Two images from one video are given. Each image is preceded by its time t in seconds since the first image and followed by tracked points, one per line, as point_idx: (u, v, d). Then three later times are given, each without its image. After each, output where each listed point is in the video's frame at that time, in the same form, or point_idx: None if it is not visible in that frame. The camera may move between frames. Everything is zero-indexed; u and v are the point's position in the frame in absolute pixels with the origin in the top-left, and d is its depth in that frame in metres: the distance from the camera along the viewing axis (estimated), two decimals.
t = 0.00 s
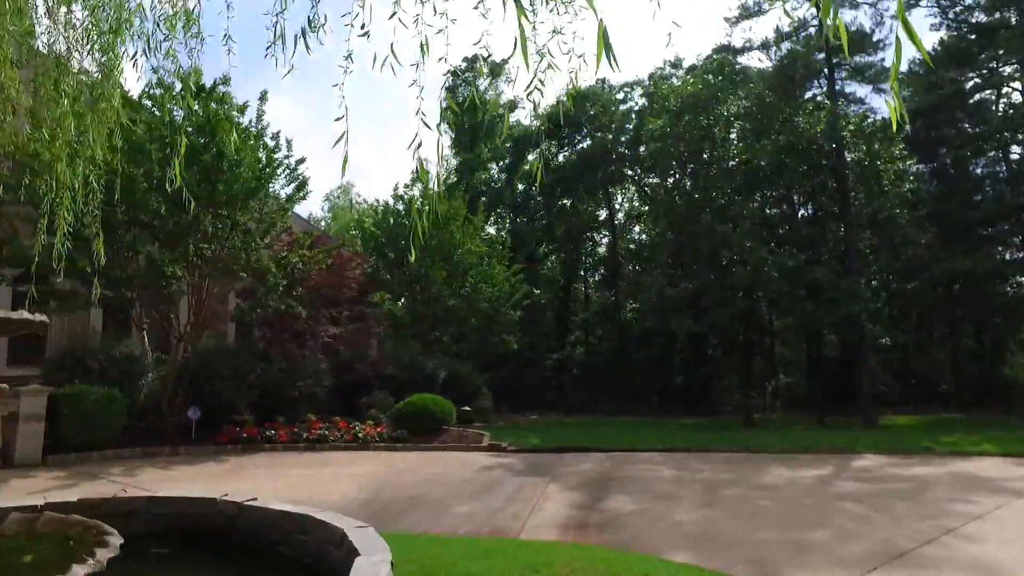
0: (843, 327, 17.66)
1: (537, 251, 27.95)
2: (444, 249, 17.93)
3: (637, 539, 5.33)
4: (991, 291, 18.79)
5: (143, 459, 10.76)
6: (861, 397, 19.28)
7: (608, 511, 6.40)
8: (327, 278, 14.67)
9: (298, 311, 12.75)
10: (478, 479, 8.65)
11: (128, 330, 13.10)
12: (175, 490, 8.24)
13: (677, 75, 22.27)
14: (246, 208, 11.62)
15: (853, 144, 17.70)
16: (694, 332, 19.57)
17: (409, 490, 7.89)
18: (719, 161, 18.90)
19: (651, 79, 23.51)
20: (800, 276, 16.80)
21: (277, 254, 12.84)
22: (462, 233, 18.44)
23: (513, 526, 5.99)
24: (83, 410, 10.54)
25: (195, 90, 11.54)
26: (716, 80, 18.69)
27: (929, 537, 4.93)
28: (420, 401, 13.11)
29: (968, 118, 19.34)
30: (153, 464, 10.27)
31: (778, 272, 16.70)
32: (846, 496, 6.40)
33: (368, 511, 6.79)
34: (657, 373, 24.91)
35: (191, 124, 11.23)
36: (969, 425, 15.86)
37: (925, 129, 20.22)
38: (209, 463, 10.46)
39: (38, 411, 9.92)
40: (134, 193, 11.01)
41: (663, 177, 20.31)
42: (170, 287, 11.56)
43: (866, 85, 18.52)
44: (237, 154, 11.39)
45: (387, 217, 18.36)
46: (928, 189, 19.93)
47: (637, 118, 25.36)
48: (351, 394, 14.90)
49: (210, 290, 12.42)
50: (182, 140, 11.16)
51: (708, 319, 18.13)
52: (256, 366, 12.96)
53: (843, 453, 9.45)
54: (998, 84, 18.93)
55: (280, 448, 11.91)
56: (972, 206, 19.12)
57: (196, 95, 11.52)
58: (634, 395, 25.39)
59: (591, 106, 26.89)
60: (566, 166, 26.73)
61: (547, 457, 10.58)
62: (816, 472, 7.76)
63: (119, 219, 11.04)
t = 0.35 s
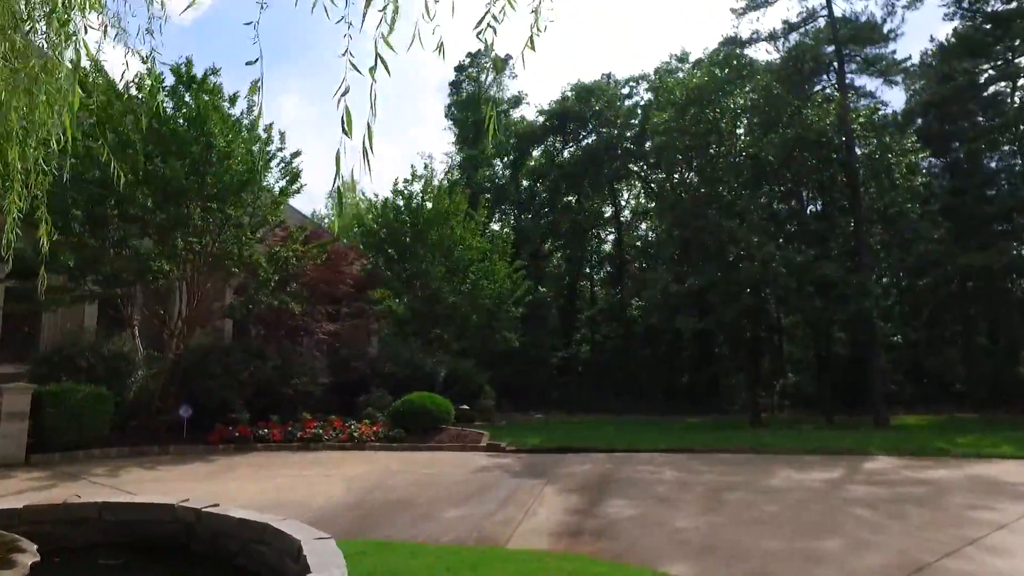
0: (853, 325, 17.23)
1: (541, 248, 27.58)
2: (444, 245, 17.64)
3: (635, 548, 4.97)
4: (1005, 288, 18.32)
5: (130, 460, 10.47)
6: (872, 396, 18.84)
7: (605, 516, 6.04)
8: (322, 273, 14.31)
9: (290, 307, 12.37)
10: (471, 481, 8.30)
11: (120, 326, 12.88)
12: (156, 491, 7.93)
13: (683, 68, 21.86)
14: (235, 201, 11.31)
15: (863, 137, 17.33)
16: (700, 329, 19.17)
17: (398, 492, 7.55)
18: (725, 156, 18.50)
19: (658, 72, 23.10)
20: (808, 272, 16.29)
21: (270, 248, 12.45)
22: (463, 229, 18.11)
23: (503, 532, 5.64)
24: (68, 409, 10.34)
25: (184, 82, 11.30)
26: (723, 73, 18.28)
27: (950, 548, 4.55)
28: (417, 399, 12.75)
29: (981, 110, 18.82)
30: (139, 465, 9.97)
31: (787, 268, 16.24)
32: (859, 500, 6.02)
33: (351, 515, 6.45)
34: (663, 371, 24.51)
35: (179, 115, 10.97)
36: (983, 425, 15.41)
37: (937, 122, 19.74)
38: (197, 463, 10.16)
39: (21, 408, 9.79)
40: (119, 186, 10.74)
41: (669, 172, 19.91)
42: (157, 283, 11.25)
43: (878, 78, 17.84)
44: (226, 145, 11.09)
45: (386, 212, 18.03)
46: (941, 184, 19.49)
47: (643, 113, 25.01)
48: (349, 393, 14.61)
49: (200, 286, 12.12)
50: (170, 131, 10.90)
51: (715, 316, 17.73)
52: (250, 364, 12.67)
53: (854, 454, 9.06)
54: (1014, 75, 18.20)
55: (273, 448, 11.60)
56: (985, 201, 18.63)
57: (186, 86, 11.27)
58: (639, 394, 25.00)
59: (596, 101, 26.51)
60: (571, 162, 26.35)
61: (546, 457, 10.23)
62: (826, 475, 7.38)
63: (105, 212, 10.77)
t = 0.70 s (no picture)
0: (866, 322, 16.79)
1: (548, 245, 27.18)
2: (446, 240, 17.28)
3: (635, 557, 4.63)
4: None
5: (119, 460, 10.19)
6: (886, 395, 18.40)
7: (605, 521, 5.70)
8: (320, 267, 14.02)
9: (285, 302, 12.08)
10: (468, 482, 7.96)
11: (114, 322, 12.61)
12: (138, 493, 7.61)
13: (692, 61, 21.41)
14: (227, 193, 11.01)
15: (877, 130, 16.77)
16: (708, 326, 18.76)
17: (391, 494, 7.23)
18: (735, 149, 18.05)
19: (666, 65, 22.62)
20: (820, 267, 15.81)
21: (266, 244, 12.17)
22: (467, 224, 17.74)
23: (496, 537, 5.30)
24: (58, 406, 10.10)
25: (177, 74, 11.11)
26: (732, 65, 17.80)
27: (979, 561, 4.19)
28: (417, 398, 12.42)
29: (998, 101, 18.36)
30: (128, 465, 9.69)
31: (798, 263, 15.78)
32: (877, 505, 5.66)
33: (338, 518, 6.13)
34: (671, 369, 24.08)
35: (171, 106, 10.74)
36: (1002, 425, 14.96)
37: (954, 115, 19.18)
38: (188, 463, 9.87)
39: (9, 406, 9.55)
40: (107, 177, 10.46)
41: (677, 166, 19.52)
42: (148, 278, 10.94)
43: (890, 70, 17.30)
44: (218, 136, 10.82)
45: (387, 207, 17.67)
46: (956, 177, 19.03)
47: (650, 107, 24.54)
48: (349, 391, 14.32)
49: (192, 281, 11.83)
50: (160, 121, 10.66)
51: (724, 312, 17.33)
52: (245, 361, 12.41)
53: (870, 454, 8.67)
54: None
55: (268, 447, 11.33)
56: (1002, 194, 18.13)
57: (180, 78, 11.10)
58: (647, 392, 24.60)
59: (603, 95, 26.05)
60: (577, 158, 25.81)
61: (548, 457, 9.88)
62: (840, 477, 7.01)
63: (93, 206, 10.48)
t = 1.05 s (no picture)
0: (881, 318, 16.32)
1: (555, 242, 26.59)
2: (449, 236, 16.98)
3: (636, 567, 4.26)
4: None
5: (108, 460, 9.91)
6: (900, 394, 17.92)
7: (606, 526, 5.33)
8: (318, 261, 13.71)
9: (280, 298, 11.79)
10: (465, 483, 7.60)
11: (109, 318, 12.41)
12: (120, 492, 7.31)
13: (702, 53, 20.94)
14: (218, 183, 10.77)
15: (892, 122, 16.26)
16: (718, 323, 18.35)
17: (383, 496, 6.87)
18: (746, 142, 17.33)
19: (675, 59, 22.17)
20: (834, 263, 15.36)
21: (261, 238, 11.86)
22: (470, 219, 17.39)
23: (489, 546, 4.94)
24: (45, 403, 9.92)
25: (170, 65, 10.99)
26: (743, 56, 17.37)
27: None
28: (417, 396, 12.07)
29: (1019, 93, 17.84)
30: (116, 465, 9.40)
31: (810, 258, 15.32)
32: (898, 511, 5.26)
33: (321, 521, 5.78)
34: (680, 368, 23.63)
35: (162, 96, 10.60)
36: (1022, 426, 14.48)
37: (972, 107, 18.67)
38: (178, 462, 9.56)
39: None
40: (97, 167, 10.28)
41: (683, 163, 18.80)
42: (138, 271, 10.64)
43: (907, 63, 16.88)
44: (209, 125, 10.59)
45: (390, 203, 17.36)
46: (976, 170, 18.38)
47: (659, 102, 24.12)
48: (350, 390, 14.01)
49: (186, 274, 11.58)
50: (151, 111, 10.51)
51: (733, 309, 16.93)
52: (240, 358, 12.12)
53: (889, 457, 8.25)
54: None
55: (263, 446, 11.04)
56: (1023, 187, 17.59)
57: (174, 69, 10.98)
58: (656, 391, 24.17)
59: (611, 90, 25.62)
60: (585, 152, 25.58)
61: (551, 457, 9.51)
62: (856, 480, 6.60)
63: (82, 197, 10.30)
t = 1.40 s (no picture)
0: (899, 316, 15.83)
1: (563, 241, 25.81)
2: (455, 232, 16.73)
3: None
4: None
5: (96, 463, 9.62)
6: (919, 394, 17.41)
7: (609, 538, 4.96)
8: (313, 259, 13.30)
9: (276, 295, 11.48)
10: (463, 487, 7.23)
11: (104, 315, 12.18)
12: (102, 498, 7.01)
13: (713, 46, 20.45)
14: (211, 177, 10.47)
15: (910, 114, 15.88)
16: (729, 321, 17.90)
17: (374, 502, 6.53)
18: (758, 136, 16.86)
19: (685, 53, 21.72)
20: (849, 259, 14.89)
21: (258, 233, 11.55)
22: (475, 215, 16.93)
23: (480, 559, 4.58)
24: (34, 402, 9.95)
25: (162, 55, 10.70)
26: (755, 49, 16.97)
27: None
28: (419, 396, 11.71)
29: None
30: (104, 468, 9.09)
31: (825, 254, 14.83)
32: (926, 522, 4.86)
33: (304, 530, 5.44)
34: (691, 367, 23.17)
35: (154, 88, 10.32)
36: None
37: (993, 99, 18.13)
38: (169, 465, 9.24)
39: None
40: (87, 161, 10.05)
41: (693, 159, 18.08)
42: (130, 267, 10.35)
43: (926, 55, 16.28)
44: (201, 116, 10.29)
45: (393, 199, 16.99)
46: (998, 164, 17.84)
47: (669, 97, 23.66)
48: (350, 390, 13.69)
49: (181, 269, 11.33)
50: (141, 103, 10.23)
51: (745, 307, 16.49)
52: (236, 358, 11.84)
53: (912, 461, 7.82)
54: None
55: (259, 447, 10.74)
56: None
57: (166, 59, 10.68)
58: (666, 391, 23.71)
59: (620, 85, 25.20)
60: (594, 149, 25.13)
61: (555, 460, 9.12)
62: (879, 487, 6.19)
63: (72, 190, 10.06)
